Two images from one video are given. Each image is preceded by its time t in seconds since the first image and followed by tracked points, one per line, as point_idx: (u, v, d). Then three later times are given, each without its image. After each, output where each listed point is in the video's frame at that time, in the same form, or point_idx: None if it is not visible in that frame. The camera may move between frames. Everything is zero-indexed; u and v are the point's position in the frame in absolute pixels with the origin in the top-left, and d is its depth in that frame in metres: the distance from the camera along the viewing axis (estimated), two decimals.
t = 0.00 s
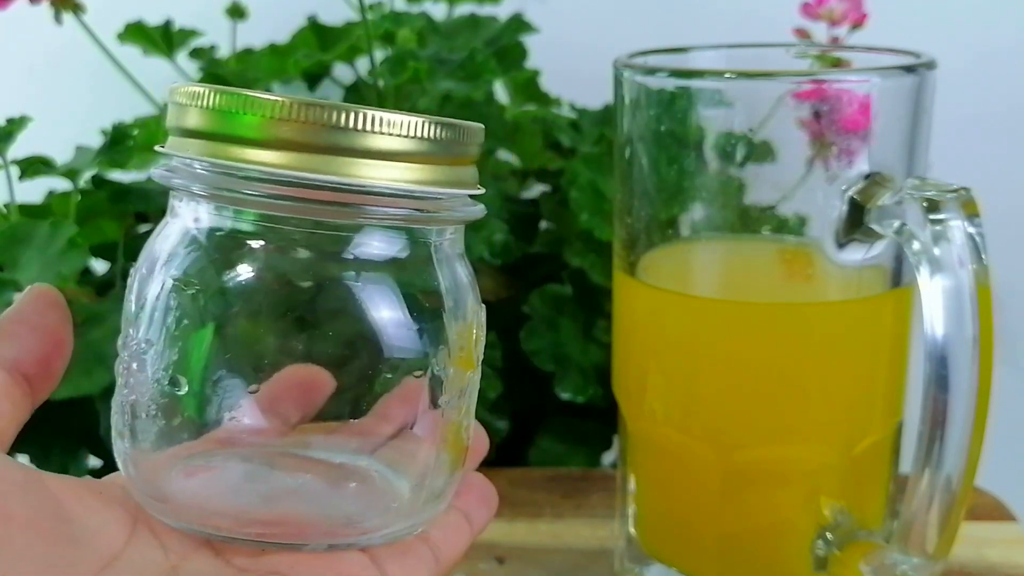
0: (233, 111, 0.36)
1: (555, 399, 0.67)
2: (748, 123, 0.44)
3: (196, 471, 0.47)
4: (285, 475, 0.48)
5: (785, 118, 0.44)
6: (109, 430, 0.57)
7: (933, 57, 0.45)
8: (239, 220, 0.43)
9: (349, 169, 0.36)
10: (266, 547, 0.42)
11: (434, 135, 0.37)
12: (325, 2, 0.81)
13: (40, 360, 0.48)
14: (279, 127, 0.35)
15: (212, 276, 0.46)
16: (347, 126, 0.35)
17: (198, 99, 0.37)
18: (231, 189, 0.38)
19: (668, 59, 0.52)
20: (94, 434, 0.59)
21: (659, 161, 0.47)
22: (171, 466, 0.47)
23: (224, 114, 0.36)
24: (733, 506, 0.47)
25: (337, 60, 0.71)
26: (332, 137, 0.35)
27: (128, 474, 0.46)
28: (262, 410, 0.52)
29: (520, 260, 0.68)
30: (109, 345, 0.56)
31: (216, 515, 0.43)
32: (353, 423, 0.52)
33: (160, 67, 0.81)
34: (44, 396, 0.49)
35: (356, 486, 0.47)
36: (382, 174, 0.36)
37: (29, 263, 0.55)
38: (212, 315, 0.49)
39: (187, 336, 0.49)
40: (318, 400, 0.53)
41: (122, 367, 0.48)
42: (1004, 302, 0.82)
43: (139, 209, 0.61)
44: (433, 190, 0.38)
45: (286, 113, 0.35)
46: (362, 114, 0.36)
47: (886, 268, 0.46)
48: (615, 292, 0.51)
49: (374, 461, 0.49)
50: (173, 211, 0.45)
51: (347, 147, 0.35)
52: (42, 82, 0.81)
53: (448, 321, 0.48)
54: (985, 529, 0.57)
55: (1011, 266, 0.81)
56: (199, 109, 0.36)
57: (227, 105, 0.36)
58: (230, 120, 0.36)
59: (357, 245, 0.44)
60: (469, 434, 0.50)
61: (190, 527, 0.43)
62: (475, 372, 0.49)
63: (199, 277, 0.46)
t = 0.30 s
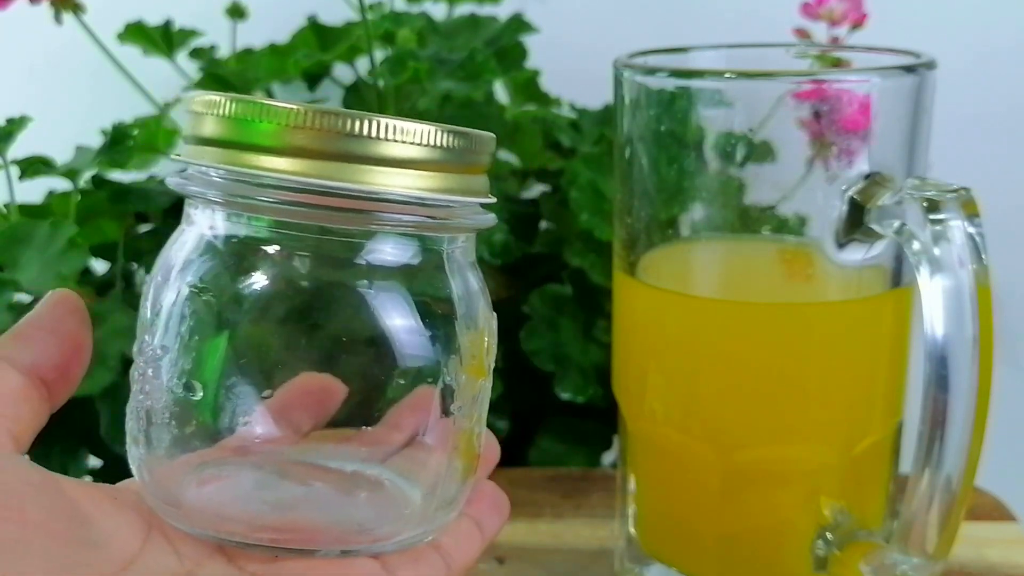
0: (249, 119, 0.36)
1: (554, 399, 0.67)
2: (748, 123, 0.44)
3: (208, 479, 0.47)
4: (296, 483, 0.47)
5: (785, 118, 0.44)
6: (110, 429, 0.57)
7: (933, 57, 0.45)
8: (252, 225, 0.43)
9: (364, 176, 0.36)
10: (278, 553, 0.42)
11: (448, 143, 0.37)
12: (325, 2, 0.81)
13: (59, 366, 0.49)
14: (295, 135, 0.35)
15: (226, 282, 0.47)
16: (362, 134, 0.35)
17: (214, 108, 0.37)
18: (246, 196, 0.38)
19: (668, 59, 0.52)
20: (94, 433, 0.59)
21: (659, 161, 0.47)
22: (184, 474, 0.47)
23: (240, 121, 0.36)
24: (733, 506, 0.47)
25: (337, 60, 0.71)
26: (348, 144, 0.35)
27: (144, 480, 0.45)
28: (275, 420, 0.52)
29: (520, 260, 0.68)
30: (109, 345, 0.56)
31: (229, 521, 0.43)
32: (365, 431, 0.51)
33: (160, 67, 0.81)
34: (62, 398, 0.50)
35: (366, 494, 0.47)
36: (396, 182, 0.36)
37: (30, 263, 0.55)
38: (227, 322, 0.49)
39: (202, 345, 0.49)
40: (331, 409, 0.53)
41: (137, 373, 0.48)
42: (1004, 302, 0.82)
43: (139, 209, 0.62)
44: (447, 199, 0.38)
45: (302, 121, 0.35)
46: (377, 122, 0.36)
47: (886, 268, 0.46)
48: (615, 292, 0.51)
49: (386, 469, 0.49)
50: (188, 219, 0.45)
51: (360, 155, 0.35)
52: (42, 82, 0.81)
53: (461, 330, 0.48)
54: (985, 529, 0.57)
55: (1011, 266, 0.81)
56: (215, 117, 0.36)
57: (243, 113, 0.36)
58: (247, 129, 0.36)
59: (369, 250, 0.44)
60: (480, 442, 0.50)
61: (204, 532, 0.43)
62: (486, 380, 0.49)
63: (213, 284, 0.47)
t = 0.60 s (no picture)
0: (283, 129, 0.36)
1: (554, 399, 0.67)
2: (748, 123, 0.44)
3: (235, 484, 0.47)
4: (324, 492, 0.47)
5: (785, 119, 0.44)
6: (110, 427, 0.56)
7: (933, 57, 0.45)
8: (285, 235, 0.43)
9: (394, 187, 0.36)
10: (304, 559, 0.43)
11: (478, 156, 0.37)
12: (325, 2, 0.81)
13: (92, 370, 0.49)
14: (328, 145, 0.35)
15: (258, 289, 0.47)
16: (394, 145, 0.35)
17: (250, 117, 0.37)
18: (279, 205, 0.38)
19: (669, 59, 0.52)
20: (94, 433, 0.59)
21: (659, 161, 0.47)
22: (209, 481, 0.47)
23: (275, 131, 0.36)
24: (733, 506, 0.47)
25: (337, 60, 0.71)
26: (379, 155, 0.35)
27: (170, 483, 0.46)
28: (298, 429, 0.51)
29: (521, 260, 0.68)
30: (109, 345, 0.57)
31: (256, 527, 0.43)
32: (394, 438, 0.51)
33: (160, 67, 0.81)
34: (94, 400, 0.51)
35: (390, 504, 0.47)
36: (426, 193, 0.36)
37: (29, 264, 0.55)
38: (258, 329, 0.48)
39: (231, 353, 0.49)
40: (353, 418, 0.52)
41: (167, 379, 0.48)
42: (1004, 302, 0.82)
43: (138, 209, 0.61)
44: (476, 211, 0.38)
45: (335, 132, 0.35)
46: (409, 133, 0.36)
47: (886, 268, 0.46)
48: (616, 293, 0.51)
49: (410, 479, 0.49)
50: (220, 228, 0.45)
51: (391, 166, 0.36)
52: (42, 83, 0.81)
53: (489, 341, 0.48)
54: (985, 529, 0.57)
55: (1011, 266, 0.81)
56: (250, 126, 0.37)
57: (278, 123, 0.36)
58: (281, 139, 0.36)
59: (398, 259, 0.44)
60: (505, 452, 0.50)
61: (230, 538, 0.43)
62: (513, 391, 0.49)
63: (245, 292, 0.47)
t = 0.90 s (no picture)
0: (290, 94, 0.36)
1: (554, 399, 0.66)
2: (748, 123, 0.44)
3: (242, 451, 0.47)
4: (330, 459, 0.48)
5: (785, 119, 0.44)
6: (110, 426, 0.56)
7: (933, 57, 0.45)
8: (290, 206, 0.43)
9: (402, 152, 0.36)
10: (310, 524, 0.42)
11: (486, 122, 0.37)
12: (325, 2, 0.81)
13: (99, 335, 0.49)
14: (335, 110, 0.35)
15: (265, 254, 0.47)
16: (401, 110, 0.35)
17: (257, 83, 0.37)
18: (286, 170, 0.38)
19: (668, 59, 0.52)
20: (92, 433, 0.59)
21: (659, 161, 0.47)
22: (217, 448, 0.47)
23: (282, 96, 0.36)
24: (734, 506, 0.47)
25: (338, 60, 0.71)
26: (386, 121, 0.35)
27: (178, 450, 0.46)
28: (303, 397, 0.52)
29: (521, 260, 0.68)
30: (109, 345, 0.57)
31: (262, 492, 0.43)
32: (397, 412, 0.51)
33: (159, 67, 0.81)
34: (104, 364, 0.51)
35: (397, 471, 0.47)
36: (435, 159, 0.36)
37: (30, 263, 0.55)
38: (264, 296, 0.49)
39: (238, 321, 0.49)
40: (358, 389, 0.52)
41: (174, 344, 0.48)
42: (1004, 302, 0.82)
43: (138, 209, 0.61)
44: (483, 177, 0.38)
45: (342, 96, 0.35)
46: (416, 99, 0.36)
47: (886, 268, 0.46)
48: (616, 293, 0.51)
49: (416, 447, 0.49)
50: (227, 196, 0.44)
51: (398, 132, 0.36)
52: (42, 83, 0.81)
53: (496, 309, 0.48)
54: (985, 529, 0.57)
55: (1011, 266, 0.81)
56: (257, 92, 0.37)
57: (285, 88, 0.36)
58: (287, 103, 0.36)
59: (405, 225, 0.44)
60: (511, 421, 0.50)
61: (237, 501, 0.43)
62: (518, 359, 0.49)
63: (252, 257, 0.47)
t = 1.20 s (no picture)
0: (285, 74, 0.36)
1: (555, 400, 0.66)
2: (748, 123, 0.44)
3: (247, 445, 0.46)
4: (332, 448, 0.47)
5: (785, 119, 0.44)
6: (110, 427, 0.56)
7: (933, 57, 0.45)
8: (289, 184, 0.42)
9: (400, 130, 0.36)
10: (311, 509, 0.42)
11: (481, 99, 0.38)
12: (325, 2, 0.81)
13: (105, 321, 0.49)
14: (330, 89, 0.36)
15: (264, 239, 0.47)
16: (396, 88, 0.36)
17: (252, 65, 0.37)
18: (284, 150, 0.38)
19: (668, 59, 0.52)
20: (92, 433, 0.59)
21: (659, 161, 0.47)
22: (217, 443, 0.46)
23: (276, 77, 0.36)
24: (733, 506, 0.47)
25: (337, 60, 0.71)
26: (381, 99, 0.36)
27: (180, 439, 0.45)
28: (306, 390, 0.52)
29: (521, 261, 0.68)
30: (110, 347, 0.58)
31: (264, 479, 0.43)
32: (410, 400, 0.51)
33: (159, 67, 0.81)
34: (111, 348, 0.51)
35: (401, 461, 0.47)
36: (430, 137, 0.37)
37: (30, 263, 0.55)
38: (264, 278, 0.50)
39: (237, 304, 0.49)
40: (362, 384, 0.53)
41: (174, 333, 0.48)
42: (1004, 302, 0.82)
43: (139, 209, 0.61)
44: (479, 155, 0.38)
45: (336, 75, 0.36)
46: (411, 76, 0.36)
47: (886, 268, 0.46)
48: (616, 293, 0.51)
49: (420, 437, 0.49)
50: (227, 181, 0.44)
51: (393, 108, 0.36)
52: (42, 82, 0.81)
53: (496, 294, 0.48)
54: (985, 529, 0.58)
55: (1011, 266, 0.81)
56: (252, 74, 0.37)
57: (280, 69, 0.36)
58: (282, 84, 0.36)
59: (406, 204, 0.43)
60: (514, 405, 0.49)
61: (238, 489, 0.42)
62: (520, 341, 0.49)
63: (250, 242, 0.47)
